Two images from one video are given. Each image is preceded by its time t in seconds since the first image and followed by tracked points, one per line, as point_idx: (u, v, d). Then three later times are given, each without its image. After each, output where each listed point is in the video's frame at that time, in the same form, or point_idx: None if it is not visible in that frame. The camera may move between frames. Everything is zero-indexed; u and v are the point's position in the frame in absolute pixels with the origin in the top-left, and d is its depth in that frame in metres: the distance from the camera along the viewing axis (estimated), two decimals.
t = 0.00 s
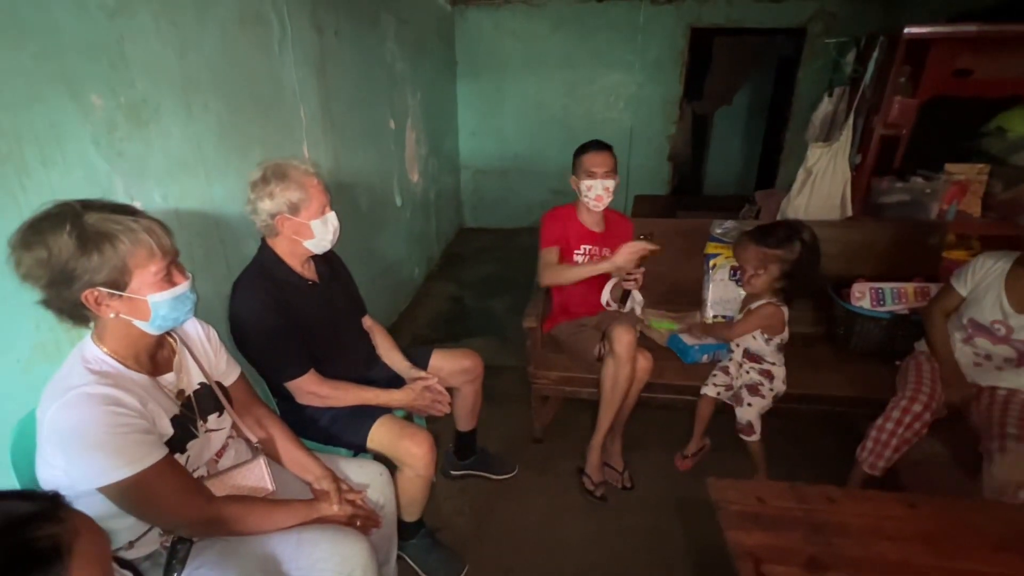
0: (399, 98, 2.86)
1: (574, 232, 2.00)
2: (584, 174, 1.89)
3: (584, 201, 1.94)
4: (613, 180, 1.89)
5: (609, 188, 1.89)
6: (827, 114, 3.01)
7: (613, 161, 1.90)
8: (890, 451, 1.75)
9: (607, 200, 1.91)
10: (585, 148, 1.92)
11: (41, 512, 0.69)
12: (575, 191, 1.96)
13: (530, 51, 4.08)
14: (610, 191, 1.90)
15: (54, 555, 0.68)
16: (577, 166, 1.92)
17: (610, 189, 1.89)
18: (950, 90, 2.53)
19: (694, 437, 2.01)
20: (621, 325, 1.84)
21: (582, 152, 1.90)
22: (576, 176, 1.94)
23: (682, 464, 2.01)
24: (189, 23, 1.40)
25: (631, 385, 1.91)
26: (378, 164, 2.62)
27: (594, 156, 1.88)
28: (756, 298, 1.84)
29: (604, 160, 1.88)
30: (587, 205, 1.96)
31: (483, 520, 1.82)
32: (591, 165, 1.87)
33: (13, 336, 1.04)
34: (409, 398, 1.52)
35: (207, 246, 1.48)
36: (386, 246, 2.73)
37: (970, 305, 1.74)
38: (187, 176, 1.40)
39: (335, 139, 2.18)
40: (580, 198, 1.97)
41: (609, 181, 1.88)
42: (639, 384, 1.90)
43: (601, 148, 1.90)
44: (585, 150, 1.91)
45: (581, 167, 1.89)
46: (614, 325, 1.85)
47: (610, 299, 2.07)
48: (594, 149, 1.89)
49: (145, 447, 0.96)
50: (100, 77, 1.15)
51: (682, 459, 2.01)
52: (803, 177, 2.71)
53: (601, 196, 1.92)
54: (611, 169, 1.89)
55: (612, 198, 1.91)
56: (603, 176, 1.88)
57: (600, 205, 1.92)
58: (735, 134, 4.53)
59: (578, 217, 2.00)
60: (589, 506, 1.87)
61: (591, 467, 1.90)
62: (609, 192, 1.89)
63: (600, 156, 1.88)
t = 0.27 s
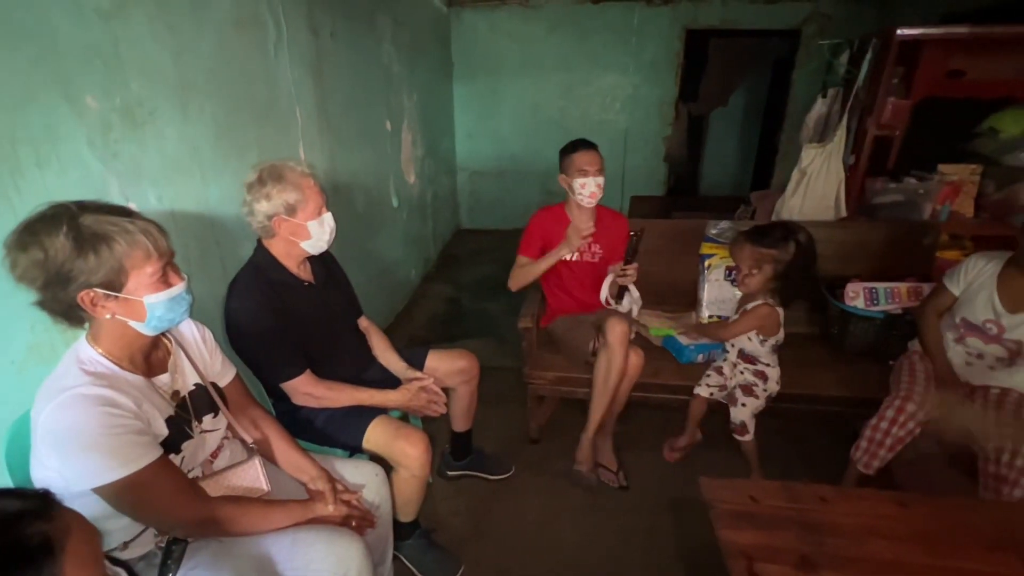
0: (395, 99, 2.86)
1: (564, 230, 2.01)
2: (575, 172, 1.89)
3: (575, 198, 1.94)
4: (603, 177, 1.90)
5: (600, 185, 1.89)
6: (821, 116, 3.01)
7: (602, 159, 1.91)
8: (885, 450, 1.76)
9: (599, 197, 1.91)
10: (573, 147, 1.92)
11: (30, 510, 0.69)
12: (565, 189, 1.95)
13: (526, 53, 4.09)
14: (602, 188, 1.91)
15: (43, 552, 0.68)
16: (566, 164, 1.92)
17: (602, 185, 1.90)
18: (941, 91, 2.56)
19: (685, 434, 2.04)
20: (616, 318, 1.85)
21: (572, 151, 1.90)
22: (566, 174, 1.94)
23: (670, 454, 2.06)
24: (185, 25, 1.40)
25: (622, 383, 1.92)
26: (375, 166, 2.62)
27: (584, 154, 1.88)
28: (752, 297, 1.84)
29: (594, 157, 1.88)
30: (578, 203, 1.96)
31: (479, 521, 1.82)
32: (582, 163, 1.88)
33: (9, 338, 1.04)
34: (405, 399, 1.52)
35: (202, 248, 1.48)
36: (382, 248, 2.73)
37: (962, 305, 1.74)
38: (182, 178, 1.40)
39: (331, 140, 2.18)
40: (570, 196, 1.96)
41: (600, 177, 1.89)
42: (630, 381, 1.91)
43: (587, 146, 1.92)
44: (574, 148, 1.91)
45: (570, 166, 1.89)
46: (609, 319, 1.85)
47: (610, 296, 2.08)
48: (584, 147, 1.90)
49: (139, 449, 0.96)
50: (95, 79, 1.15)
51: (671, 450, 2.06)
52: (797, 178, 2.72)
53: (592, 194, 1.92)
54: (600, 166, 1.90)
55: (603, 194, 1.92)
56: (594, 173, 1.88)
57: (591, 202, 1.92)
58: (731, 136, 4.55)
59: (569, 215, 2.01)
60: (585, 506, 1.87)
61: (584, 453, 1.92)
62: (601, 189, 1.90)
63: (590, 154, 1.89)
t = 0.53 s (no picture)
0: (386, 101, 2.85)
1: (549, 233, 2.02)
2: (556, 177, 1.91)
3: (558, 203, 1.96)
4: (584, 181, 1.91)
5: (580, 189, 1.90)
6: (808, 118, 3.03)
7: (582, 162, 1.91)
8: (872, 448, 1.77)
9: (580, 201, 1.93)
10: (554, 151, 1.92)
11: (9, 512, 0.68)
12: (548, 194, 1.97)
13: (517, 55, 4.09)
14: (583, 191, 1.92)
15: (21, 554, 0.67)
16: (548, 169, 1.93)
17: (582, 189, 1.91)
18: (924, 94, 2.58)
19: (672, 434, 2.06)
20: (608, 323, 1.86)
21: (552, 155, 1.91)
22: (548, 179, 1.95)
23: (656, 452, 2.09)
24: (171, 26, 1.39)
25: (614, 385, 1.93)
26: (366, 168, 2.61)
27: (564, 159, 1.89)
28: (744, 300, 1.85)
29: (575, 161, 1.89)
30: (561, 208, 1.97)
31: (470, 522, 1.82)
32: (562, 167, 1.89)
33: None
34: (395, 401, 1.52)
35: (190, 251, 1.47)
36: (373, 250, 2.72)
37: (946, 305, 1.77)
38: (169, 180, 1.39)
39: (321, 143, 2.17)
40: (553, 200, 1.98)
41: (580, 182, 1.90)
42: (624, 384, 1.92)
43: (569, 149, 1.92)
44: (554, 153, 1.91)
45: (551, 170, 1.90)
46: (602, 323, 1.86)
47: (598, 297, 2.07)
48: (564, 152, 1.90)
49: (125, 452, 0.95)
50: (78, 80, 1.14)
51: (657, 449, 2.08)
52: (785, 180, 2.75)
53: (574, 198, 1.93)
54: (582, 170, 1.91)
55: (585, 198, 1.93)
56: (575, 178, 1.89)
57: (573, 206, 1.93)
58: (721, 138, 4.58)
59: (554, 218, 2.02)
60: (575, 506, 1.88)
61: (573, 446, 1.93)
62: (582, 193, 1.91)
63: (570, 159, 1.89)
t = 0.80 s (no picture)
0: (375, 105, 2.85)
1: (536, 242, 2.02)
2: (542, 187, 1.92)
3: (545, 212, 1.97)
4: (569, 192, 1.91)
5: (565, 200, 1.91)
6: (792, 123, 3.08)
7: (570, 172, 1.91)
8: (858, 447, 1.79)
9: (566, 211, 1.93)
10: (540, 161, 1.93)
11: None
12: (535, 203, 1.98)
13: (506, 59, 4.11)
14: (568, 202, 1.93)
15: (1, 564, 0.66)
16: (535, 178, 1.94)
17: (567, 200, 1.91)
18: (904, 99, 2.62)
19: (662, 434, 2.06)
20: (596, 327, 1.87)
21: (538, 165, 1.92)
22: (534, 188, 1.96)
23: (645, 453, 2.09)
24: (156, 31, 1.39)
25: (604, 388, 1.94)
26: (355, 172, 2.60)
27: (550, 169, 1.89)
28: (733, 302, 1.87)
29: (560, 172, 1.89)
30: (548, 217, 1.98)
31: (459, 526, 1.81)
32: (547, 178, 1.89)
33: None
34: (385, 405, 1.51)
35: (176, 256, 1.45)
36: (362, 254, 2.71)
37: (927, 304, 1.80)
38: (155, 185, 1.38)
39: (309, 147, 2.16)
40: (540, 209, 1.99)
41: (565, 193, 1.90)
42: (613, 387, 1.92)
43: (557, 159, 1.92)
44: (540, 163, 1.92)
45: (538, 180, 1.91)
46: (590, 327, 1.88)
47: (585, 303, 2.08)
48: (550, 161, 1.90)
49: (109, 460, 0.94)
50: (61, 84, 1.13)
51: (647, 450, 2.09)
52: (770, 183, 2.79)
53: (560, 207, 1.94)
54: (568, 180, 1.91)
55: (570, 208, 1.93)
56: (559, 189, 1.90)
57: (558, 216, 1.94)
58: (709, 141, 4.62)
59: (541, 227, 2.02)
60: (564, 509, 1.88)
61: (567, 452, 1.93)
62: (567, 204, 1.92)
63: (556, 169, 1.89)
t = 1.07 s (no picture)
0: (368, 108, 2.85)
1: (528, 244, 2.03)
2: (534, 191, 1.93)
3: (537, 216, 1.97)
4: (561, 196, 1.92)
5: (557, 204, 1.92)
6: (782, 125, 3.12)
7: (562, 176, 1.92)
8: (848, 445, 1.80)
9: (557, 215, 1.94)
10: (532, 165, 1.93)
11: None
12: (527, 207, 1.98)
13: (498, 62, 4.12)
14: (560, 206, 1.93)
15: None
16: (527, 182, 1.95)
17: (559, 205, 1.92)
18: (891, 103, 2.67)
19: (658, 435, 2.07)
20: (588, 329, 1.87)
21: (530, 169, 1.92)
22: (526, 193, 1.96)
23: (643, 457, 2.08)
24: (147, 34, 1.38)
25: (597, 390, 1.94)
26: (347, 174, 2.60)
27: (543, 172, 1.90)
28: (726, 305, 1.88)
29: (553, 176, 1.90)
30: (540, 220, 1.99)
31: (453, 529, 1.81)
32: (540, 182, 1.90)
33: None
34: (379, 408, 1.51)
35: (167, 259, 1.44)
36: (355, 256, 2.71)
37: (915, 305, 1.82)
38: (146, 188, 1.37)
39: (302, 150, 2.16)
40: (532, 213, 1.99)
41: (557, 197, 1.91)
42: (605, 389, 1.93)
43: (549, 163, 1.93)
44: (533, 167, 1.92)
45: (530, 184, 1.92)
46: (582, 329, 1.88)
47: (577, 305, 2.07)
48: (543, 165, 1.91)
49: (99, 466, 0.93)
50: (51, 87, 1.12)
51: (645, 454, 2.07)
52: (761, 185, 2.82)
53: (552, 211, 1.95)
54: (560, 185, 1.92)
55: (562, 213, 1.94)
56: (551, 193, 1.91)
57: (550, 220, 1.95)
58: (700, 144, 4.65)
59: (533, 230, 2.03)
60: (557, 511, 1.88)
61: (562, 455, 1.93)
62: (559, 208, 1.93)
63: (549, 173, 1.90)
